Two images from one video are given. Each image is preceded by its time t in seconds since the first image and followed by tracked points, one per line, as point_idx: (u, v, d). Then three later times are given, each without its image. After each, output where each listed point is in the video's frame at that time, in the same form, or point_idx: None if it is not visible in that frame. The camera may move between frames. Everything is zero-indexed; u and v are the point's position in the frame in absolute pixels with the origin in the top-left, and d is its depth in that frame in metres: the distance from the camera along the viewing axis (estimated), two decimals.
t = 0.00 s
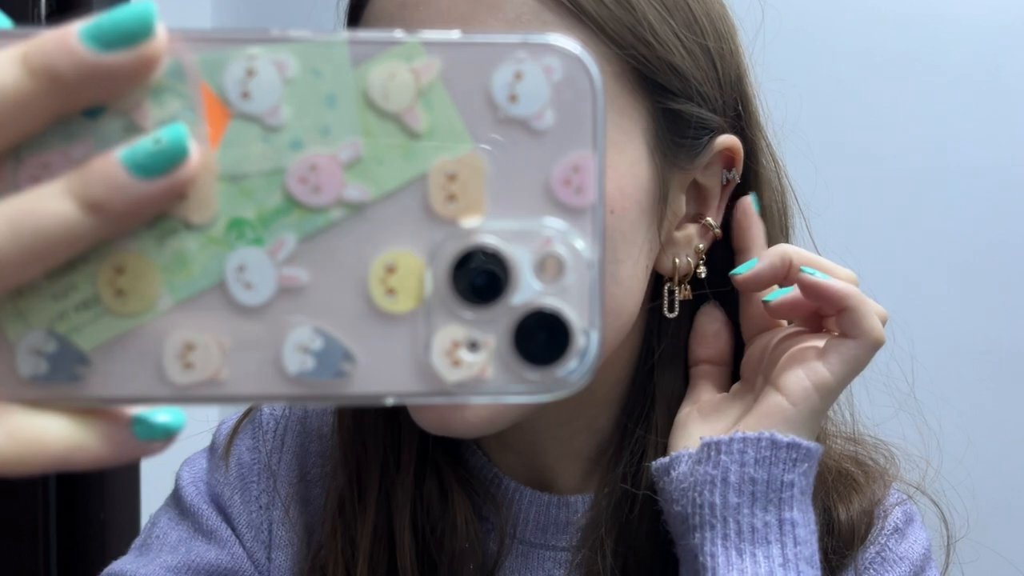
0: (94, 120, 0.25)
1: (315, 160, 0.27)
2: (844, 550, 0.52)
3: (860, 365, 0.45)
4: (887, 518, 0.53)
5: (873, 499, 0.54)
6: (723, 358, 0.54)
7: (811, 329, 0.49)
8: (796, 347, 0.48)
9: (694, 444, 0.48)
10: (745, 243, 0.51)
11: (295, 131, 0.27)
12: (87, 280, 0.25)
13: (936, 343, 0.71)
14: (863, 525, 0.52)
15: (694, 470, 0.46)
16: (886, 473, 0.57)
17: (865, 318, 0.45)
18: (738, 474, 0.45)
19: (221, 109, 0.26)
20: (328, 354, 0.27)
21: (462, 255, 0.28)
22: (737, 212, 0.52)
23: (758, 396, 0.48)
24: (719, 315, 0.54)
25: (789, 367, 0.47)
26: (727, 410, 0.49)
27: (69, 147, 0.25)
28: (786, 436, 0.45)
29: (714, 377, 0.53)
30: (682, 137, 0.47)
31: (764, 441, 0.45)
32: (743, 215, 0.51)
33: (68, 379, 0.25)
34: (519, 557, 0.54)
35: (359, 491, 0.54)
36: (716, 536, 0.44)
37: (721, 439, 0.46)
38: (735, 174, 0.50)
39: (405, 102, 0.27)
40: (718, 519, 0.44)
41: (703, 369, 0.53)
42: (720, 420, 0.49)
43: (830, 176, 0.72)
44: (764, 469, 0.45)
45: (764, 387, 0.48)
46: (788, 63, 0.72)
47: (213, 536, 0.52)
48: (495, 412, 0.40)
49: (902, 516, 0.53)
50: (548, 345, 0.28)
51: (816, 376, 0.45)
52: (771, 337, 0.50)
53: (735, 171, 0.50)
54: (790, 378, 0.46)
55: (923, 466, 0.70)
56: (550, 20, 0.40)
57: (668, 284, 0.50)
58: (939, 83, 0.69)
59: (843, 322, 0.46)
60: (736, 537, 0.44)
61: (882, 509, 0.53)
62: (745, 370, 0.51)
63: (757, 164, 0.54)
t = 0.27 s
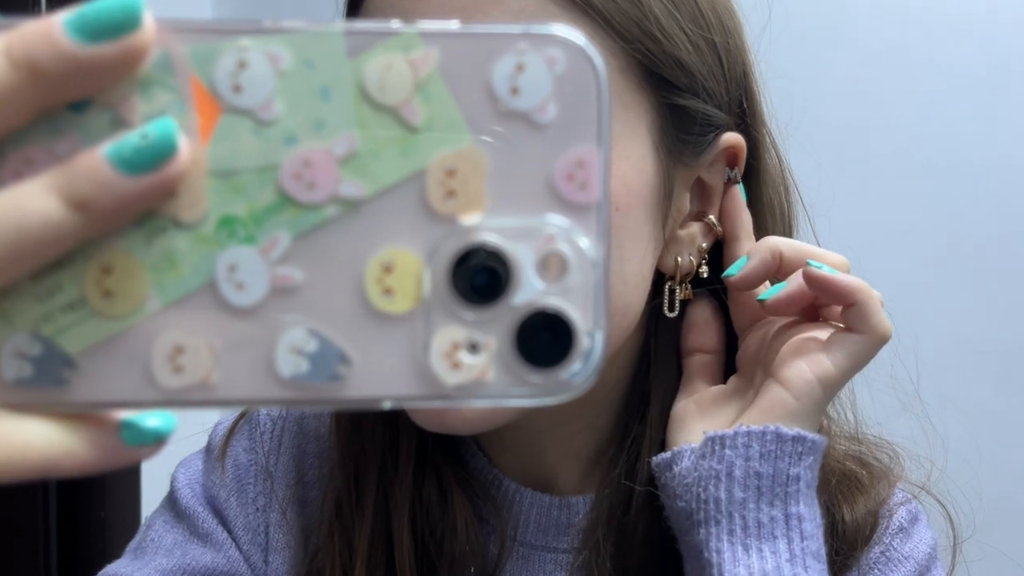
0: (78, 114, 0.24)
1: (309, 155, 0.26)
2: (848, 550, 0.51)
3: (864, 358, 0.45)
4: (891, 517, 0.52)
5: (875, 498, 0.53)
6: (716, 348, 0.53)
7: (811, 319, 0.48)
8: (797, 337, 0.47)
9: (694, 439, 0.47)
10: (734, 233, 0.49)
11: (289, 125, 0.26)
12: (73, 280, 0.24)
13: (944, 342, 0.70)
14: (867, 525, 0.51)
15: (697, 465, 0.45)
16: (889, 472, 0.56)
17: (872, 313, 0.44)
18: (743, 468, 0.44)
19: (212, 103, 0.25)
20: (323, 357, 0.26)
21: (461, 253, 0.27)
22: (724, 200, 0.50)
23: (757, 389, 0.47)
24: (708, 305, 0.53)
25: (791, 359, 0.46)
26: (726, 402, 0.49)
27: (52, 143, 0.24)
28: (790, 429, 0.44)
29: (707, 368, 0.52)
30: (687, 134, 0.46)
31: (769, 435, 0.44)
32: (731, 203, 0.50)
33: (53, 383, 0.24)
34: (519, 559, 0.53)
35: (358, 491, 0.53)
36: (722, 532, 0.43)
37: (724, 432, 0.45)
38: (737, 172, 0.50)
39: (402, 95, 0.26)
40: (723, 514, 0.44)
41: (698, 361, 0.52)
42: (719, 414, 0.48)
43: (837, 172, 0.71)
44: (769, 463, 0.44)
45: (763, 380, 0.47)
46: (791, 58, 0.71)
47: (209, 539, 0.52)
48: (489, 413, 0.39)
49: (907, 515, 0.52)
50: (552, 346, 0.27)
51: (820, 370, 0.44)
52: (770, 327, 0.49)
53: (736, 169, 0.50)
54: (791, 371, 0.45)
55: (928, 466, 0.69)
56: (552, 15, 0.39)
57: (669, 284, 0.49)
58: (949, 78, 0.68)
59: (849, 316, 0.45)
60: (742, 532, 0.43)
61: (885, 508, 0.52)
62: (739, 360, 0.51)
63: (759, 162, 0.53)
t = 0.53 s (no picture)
0: (86, 114, 0.24)
1: (311, 156, 0.26)
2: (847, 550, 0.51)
3: (868, 357, 0.45)
4: (887, 519, 0.52)
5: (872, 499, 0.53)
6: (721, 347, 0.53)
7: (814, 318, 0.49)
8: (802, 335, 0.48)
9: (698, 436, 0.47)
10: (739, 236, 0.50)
11: (292, 126, 0.26)
12: (78, 278, 0.24)
13: (938, 346, 0.71)
14: (864, 525, 0.52)
15: (700, 459, 0.45)
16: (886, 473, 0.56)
17: (879, 314, 0.45)
18: (746, 463, 0.44)
19: (216, 104, 0.25)
20: (325, 354, 0.26)
21: (461, 253, 0.27)
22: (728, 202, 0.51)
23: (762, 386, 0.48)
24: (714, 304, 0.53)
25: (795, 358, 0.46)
26: (729, 399, 0.49)
27: (60, 143, 0.24)
28: (794, 425, 0.44)
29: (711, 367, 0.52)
30: (685, 138, 0.46)
31: (772, 430, 0.44)
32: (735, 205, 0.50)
33: (57, 379, 0.25)
34: (518, 561, 0.53)
35: (356, 492, 0.54)
36: (724, 526, 0.44)
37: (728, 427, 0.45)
38: (737, 175, 0.50)
39: (404, 98, 0.26)
40: (726, 508, 0.44)
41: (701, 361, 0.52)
42: (723, 411, 0.48)
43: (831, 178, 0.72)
44: (772, 458, 0.44)
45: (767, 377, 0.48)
46: (786, 65, 0.72)
47: (208, 541, 0.52)
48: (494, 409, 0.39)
49: (903, 517, 0.53)
50: (550, 345, 0.27)
51: (826, 370, 0.45)
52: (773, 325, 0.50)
53: (736, 172, 0.50)
54: (796, 369, 0.45)
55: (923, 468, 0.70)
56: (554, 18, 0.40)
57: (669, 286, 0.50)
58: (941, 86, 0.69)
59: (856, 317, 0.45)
60: (744, 526, 0.44)
61: (882, 509, 0.53)
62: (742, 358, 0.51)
63: (759, 165, 0.54)
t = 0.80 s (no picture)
0: (90, 115, 0.25)
1: (314, 156, 0.27)
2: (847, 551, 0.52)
3: (865, 357, 0.45)
4: (885, 521, 0.52)
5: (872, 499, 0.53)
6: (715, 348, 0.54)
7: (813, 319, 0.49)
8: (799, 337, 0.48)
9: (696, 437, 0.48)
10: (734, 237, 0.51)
11: (295, 127, 0.26)
12: (82, 277, 0.25)
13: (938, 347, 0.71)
14: (863, 525, 0.52)
15: (700, 462, 0.46)
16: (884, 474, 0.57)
17: (876, 315, 0.45)
18: (747, 466, 0.44)
19: (220, 105, 0.26)
20: (325, 353, 0.27)
21: (461, 254, 0.27)
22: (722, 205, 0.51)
23: (760, 388, 0.48)
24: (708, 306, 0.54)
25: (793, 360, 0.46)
26: (728, 402, 0.49)
27: (63, 143, 0.25)
28: (794, 427, 0.44)
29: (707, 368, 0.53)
30: (682, 139, 0.46)
31: (772, 433, 0.44)
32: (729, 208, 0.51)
33: (61, 377, 0.25)
34: (517, 560, 0.53)
35: (358, 489, 0.54)
36: (726, 529, 0.44)
37: (729, 430, 0.45)
38: (734, 175, 0.50)
39: (406, 100, 0.27)
40: (727, 511, 0.44)
41: (697, 360, 0.53)
42: (721, 414, 0.49)
43: (832, 179, 0.72)
44: (772, 461, 0.44)
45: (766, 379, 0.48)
46: (785, 66, 0.72)
47: (208, 539, 0.52)
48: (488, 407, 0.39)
49: (901, 518, 0.53)
50: (549, 345, 0.27)
51: (823, 370, 0.45)
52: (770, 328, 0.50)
53: (734, 172, 0.50)
54: (793, 370, 0.46)
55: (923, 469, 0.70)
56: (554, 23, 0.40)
57: (669, 286, 0.50)
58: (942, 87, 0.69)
59: (854, 318, 0.45)
60: (745, 529, 0.44)
61: (881, 511, 0.53)
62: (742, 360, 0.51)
63: (758, 167, 0.54)
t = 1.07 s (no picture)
0: (108, 124, 0.26)
1: (320, 163, 0.28)
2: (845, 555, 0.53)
3: (864, 376, 0.47)
4: (881, 525, 0.53)
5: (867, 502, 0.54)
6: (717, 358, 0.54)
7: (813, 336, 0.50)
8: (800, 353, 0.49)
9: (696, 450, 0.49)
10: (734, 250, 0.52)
11: (303, 136, 0.28)
12: (100, 279, 0.26)
13: (930, 348, 0.72)
14: (860, 529, 0.53)
15: (700, 476, 0.47)
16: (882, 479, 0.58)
17: (877, 334, 0.46)
18: (745, 482, 0.46)
19: (230, 115, 0.27)
20: (332, 351, 0.28)
21: (461, 255, 0.29)
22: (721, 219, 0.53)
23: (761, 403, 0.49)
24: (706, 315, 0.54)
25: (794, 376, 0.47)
26: (728, 416, 0.50)
27: (82, 151, 0.26)
28: (793, 444, 0.46)
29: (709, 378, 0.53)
30: (659, 140, 0.47)
31: (771, 449, 0.46)
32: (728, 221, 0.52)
33: (79, 374, 0.26)
34: (518, 560, 0.54)
35: (364, 486, 0.55)
36: (723, 543, 0.45)
37: (728, 445, 0.47)
38: (730, 177, 0.51)
39: (408, 110, 0.28)
40: (724, 526, 0.45)
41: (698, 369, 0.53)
42: (722, 428, 0.49)
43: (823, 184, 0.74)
44: (770, 477, 0.46)
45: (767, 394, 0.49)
46: (775, 74, 0.74)
47: (213, 538, 0.53)
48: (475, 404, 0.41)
49: (897, 523, 0.54)
50: (546, 343, 0.28)
51: (825, 388, 0.46)
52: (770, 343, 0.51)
53: (729, 174, 0.51)
54: (794, 386, 0.47)
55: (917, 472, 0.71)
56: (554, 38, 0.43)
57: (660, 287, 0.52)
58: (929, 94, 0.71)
59: (856, 338, 0.47)
60: (743, 543, 0.45)
61: (877, 515, 0.54)
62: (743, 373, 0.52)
63: (753, 172, 0.56)
